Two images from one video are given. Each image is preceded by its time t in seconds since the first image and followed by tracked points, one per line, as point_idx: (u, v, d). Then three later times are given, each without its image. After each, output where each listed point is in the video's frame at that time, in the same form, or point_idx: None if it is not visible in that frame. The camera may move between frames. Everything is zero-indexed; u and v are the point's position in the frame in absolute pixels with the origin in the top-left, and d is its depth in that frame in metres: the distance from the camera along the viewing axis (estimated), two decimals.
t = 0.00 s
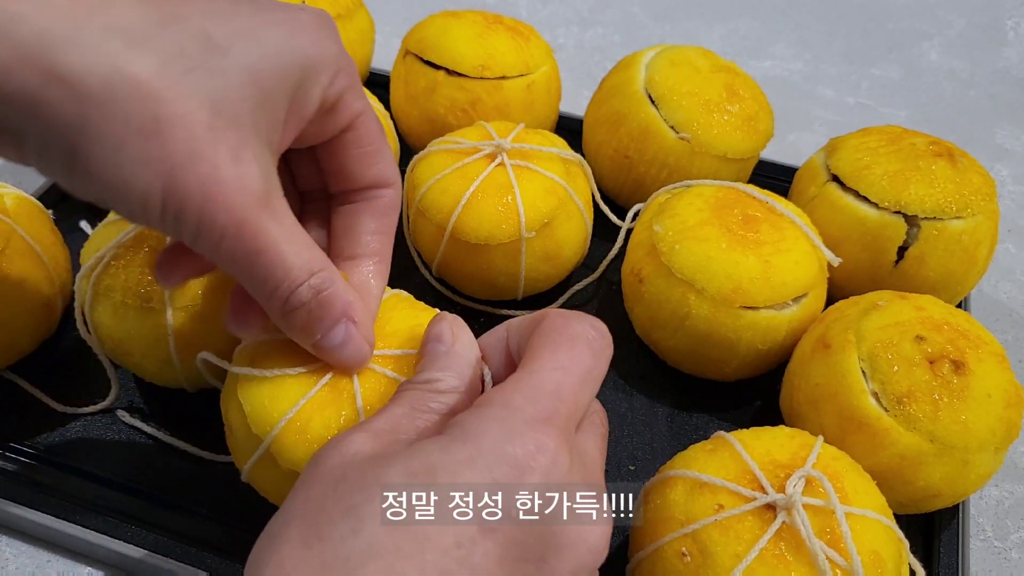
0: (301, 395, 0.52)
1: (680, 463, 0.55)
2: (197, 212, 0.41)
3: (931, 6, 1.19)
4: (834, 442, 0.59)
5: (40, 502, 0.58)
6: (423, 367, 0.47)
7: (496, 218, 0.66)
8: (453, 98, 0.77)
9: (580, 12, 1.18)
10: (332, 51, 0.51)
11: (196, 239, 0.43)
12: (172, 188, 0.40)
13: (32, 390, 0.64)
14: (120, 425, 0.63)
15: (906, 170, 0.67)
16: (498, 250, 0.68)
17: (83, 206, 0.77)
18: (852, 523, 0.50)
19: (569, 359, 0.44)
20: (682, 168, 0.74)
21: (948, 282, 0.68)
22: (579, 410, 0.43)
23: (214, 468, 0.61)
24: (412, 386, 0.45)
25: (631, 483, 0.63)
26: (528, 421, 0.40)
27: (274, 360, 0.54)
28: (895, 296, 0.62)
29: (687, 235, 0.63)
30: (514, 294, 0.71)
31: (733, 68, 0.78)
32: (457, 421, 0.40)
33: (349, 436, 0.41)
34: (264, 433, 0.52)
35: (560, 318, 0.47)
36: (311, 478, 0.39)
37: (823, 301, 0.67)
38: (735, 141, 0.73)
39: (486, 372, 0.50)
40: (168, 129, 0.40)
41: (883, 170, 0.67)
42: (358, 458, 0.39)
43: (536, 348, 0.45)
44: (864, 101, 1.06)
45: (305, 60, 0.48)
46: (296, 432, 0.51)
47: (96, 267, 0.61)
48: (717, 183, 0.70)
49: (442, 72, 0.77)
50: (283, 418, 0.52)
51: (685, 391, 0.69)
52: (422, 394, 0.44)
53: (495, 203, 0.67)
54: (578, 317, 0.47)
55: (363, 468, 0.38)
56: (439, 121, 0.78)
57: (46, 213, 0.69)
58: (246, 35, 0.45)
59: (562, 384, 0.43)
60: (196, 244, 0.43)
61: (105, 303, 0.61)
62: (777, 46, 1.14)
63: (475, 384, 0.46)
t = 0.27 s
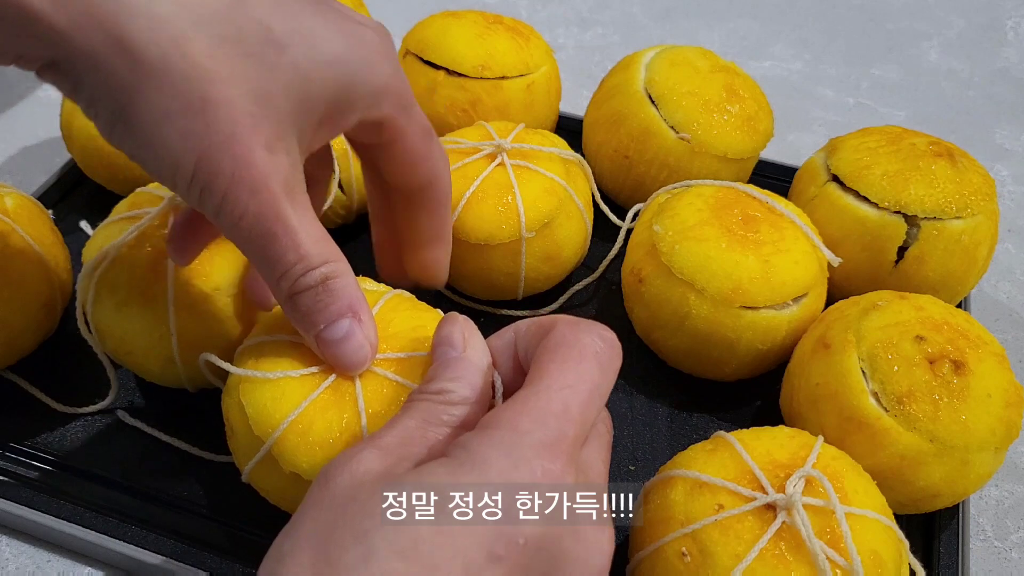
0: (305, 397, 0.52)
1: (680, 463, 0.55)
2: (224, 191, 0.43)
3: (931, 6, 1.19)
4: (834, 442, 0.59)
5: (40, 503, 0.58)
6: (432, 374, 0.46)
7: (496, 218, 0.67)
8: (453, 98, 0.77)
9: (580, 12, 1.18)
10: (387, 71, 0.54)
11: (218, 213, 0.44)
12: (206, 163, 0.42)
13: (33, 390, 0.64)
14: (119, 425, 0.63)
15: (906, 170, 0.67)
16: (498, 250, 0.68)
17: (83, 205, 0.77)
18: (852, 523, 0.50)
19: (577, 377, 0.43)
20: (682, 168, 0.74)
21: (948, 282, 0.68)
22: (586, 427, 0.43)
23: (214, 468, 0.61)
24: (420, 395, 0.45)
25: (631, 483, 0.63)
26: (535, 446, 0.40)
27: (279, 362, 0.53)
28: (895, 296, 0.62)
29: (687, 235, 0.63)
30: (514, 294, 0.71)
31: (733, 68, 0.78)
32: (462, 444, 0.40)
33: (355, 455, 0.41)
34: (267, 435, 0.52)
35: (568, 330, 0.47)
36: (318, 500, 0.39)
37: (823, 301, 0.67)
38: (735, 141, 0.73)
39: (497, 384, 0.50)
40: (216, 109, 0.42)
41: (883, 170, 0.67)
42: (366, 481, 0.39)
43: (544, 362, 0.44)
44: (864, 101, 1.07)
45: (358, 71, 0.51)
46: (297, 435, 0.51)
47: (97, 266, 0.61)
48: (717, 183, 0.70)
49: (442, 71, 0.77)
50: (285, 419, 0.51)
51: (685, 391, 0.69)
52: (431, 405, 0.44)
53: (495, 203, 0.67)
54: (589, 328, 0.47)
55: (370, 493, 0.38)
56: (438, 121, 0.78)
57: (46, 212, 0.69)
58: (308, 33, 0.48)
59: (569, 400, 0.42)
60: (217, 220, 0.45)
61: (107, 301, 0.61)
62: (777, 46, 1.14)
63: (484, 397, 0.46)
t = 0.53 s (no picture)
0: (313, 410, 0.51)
1: (680, 463, 0.55)
2: (246, 168, 0.48)
3: (931, 6, 1.19)
4: (834, 442, 0.59)
5: (40, 503, 0.58)
6: (444, 403, 0.45)
7: (496, 218, 0.67)
8: (453, 98, 0.76)
9: (580, 12, 1.18)
10: (420, 130, 0.59)
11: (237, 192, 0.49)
12: (238, 138, 0.48)
13: (33, 390, 0.64)
14: (119, 425, 0.63)
15: (906, 170, 0.67)
16: (497, 250, 0.67)
17: (83, 205, 0.77)
18: (852, 523, 0.50)
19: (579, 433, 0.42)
20: (682, 168, 0.74)
21: (948, 282, 0.68)
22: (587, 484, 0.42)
23: (214, 468, 0.61)
24: (429, 429, 0.44)
25: (631, 483, 0.63)
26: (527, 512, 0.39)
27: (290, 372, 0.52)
28: (895, 296, 0.62)
29: (687, 235, 0.63)
30: (514, 294, 0.71)
31: (733, 68, 0.78)
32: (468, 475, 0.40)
33: (352, 493, 0.41)
34: (275, 445, 0.51)
35: (576, 376, 0.44)
36: (312, 531, 0.41)
37: (823, 301, 0.67)
38: (735, 141, 0.73)
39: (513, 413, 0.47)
40: (258, 92, 0.49)
41: (883, 170, 0.67)
42: (359, 521, 0.40)
43: (550, 412, 0.42)
44: (864, 101, 1.07)
45: (394, 113, 0.56)
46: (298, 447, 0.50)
47: (100, 263, 0.61)
48: (717, 183, 0.70)
49: (442, 71, 0.77)
50: (294, 429, 0.50)
51: (685, 391, 0.69)
52: (436, 443, 0.43)
53: (495, 203, 0.67)
54: (606, 373, 0.44)
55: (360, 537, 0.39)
56: (438, 121, 0.78)
57: (45, 212, 0.69)
58: (360, 70, 0.55)
59: (568, 459, 0.41)
60: (235, 200, 0.49)
61: (108, 299, 0.61)
62: (777, 46, 1.14)
63: (498, 428, 0.45)
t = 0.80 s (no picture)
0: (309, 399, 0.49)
1: (680, 463, 0.55)
2: (241, 160, 0.46)
3: (931, 6, 1.19)
4: (834, 442, 0.59)
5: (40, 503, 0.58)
6: (452, 391, 0.45)
7: (528, 209, 0.67)
8: (453, 98, 0.76)
9: (580, 12, 1.18)
10: (415, 104, 0.58)
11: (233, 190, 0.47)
12: (226, 131, 0.46)
13: (33, 390, 0.64)
14: (118, 425, 0.63)
15: (906, 170, 0.67)
16: (524, 244, 0.67)
17: (83, 205, 0.77)
18: (852, 523, 0.50)
19: (603, 438, 0.41)
20: (682, 168, 0.74)
21: (948, 282, 0.68)
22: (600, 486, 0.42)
23: (214, 468, 0.61)
24: (435, 419, 0.44)
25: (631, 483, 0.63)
26: (536, 517, 0.39)
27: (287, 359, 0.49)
28: (895, 296, 0.62)
29: (687, 235, 0.63)
30: (531, 289, 0.71)
31: (733, 68, 0.78)
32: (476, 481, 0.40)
33: (355, 488, 0.41)
34: (260, 428, 0.49)
35: (592, 376, 0.44)
36: (313, 527, 0.40)
37: (823, 301, 0.67)
38: (735, 141, 0.73)
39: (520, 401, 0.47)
40: (239, 82, 0.47)
41: (883, 170, 0.67)
42: (364, 522, 0.39)
43: (566, 411, 0.42)
44: (864, 101, 1.07)
45: (383, 95, 0.56)
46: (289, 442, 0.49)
47: (94, 267, 0.62)
48: (717, 183, 0.70)
49: (442, 71, 0.77)
50: (281, 421, 0.48)
51: (685, 391, 0.69)
52: (442, 434, 0.43)
53: (523, 195, 0.67)
54: (624, 377, 0.44)
55: (359, 535, 0.39)
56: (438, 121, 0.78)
57: (45, 212, 0.69)
58: (342, 60, 0.54)
59: (582, 464, 0.40)
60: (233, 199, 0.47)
61: (103, 303, 0.61)
62: (777, 46, 1.14)
63: (505, 420, 0.45)
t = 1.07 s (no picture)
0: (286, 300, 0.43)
1: (680, 463, 0.55)
2: (192, 57, 0.44)
3: (931, 6, 1.19)
4: (834, 442, 0.58)
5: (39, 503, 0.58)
6: (462, 275, 0.42)
7: (533, 222, 0.66)
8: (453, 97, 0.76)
9: (579, 12, 1.18)
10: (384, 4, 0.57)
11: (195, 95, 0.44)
12: (175, 27, 0.44)
13: (33, 390, 0.64)
14: (117, 424, 0.63)
15: (907, 170, 0.67)
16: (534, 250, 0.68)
17: (82, 205, 0.77)
18: (853, 523, 0.50)
19: (656, 317, 0.42)
20: (682, 168, 0.74)
21: (948, 282, 0.68)
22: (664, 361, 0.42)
23: (213, 467, 0.61)
24: (461, 301, 0.41)
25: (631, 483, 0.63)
26: (625, 394, 0.38)
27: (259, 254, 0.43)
28: (896, 296, 0.62)
29: (687, 235, 0.63)
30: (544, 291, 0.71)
31: (733, 68, 0.78)
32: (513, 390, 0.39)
33: (400, 382, 0.37)
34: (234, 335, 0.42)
35: (627, 260, 0.45)
36: (363, 433, 0.35)
37: (823, 301, 0.67)
38: (735, 141, 0.73)
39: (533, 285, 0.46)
40: None
41: (884, 170, 0.67)
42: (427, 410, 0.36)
43: (611, 298, 0.43)
44: (864, 101, 1.06)
45: None
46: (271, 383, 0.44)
47: (95, 263, 0.62)
48: (717, 183, 0.69)
49: (442, 71, 0.77)
50: (255, 325, 0.42)
51: (686, 390, 0.69)
52: (472, 319, 0.40)
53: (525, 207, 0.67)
54: (655, 257, 0.45)
55: (420, 431, 0.35)
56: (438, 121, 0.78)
57: (44, 211, 0.68)
58: None
59: (647, 341, 0.41)
60: (196, 106, 0.45)
61: (100, 300, 0.61)
62: (777, 46, 1.13)
63: (524, 301, 0.42)
